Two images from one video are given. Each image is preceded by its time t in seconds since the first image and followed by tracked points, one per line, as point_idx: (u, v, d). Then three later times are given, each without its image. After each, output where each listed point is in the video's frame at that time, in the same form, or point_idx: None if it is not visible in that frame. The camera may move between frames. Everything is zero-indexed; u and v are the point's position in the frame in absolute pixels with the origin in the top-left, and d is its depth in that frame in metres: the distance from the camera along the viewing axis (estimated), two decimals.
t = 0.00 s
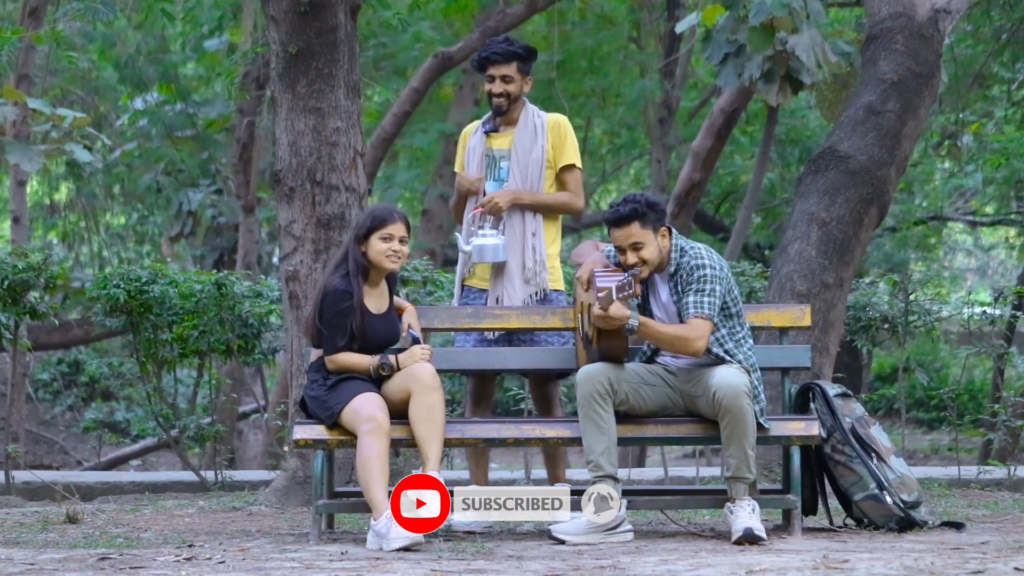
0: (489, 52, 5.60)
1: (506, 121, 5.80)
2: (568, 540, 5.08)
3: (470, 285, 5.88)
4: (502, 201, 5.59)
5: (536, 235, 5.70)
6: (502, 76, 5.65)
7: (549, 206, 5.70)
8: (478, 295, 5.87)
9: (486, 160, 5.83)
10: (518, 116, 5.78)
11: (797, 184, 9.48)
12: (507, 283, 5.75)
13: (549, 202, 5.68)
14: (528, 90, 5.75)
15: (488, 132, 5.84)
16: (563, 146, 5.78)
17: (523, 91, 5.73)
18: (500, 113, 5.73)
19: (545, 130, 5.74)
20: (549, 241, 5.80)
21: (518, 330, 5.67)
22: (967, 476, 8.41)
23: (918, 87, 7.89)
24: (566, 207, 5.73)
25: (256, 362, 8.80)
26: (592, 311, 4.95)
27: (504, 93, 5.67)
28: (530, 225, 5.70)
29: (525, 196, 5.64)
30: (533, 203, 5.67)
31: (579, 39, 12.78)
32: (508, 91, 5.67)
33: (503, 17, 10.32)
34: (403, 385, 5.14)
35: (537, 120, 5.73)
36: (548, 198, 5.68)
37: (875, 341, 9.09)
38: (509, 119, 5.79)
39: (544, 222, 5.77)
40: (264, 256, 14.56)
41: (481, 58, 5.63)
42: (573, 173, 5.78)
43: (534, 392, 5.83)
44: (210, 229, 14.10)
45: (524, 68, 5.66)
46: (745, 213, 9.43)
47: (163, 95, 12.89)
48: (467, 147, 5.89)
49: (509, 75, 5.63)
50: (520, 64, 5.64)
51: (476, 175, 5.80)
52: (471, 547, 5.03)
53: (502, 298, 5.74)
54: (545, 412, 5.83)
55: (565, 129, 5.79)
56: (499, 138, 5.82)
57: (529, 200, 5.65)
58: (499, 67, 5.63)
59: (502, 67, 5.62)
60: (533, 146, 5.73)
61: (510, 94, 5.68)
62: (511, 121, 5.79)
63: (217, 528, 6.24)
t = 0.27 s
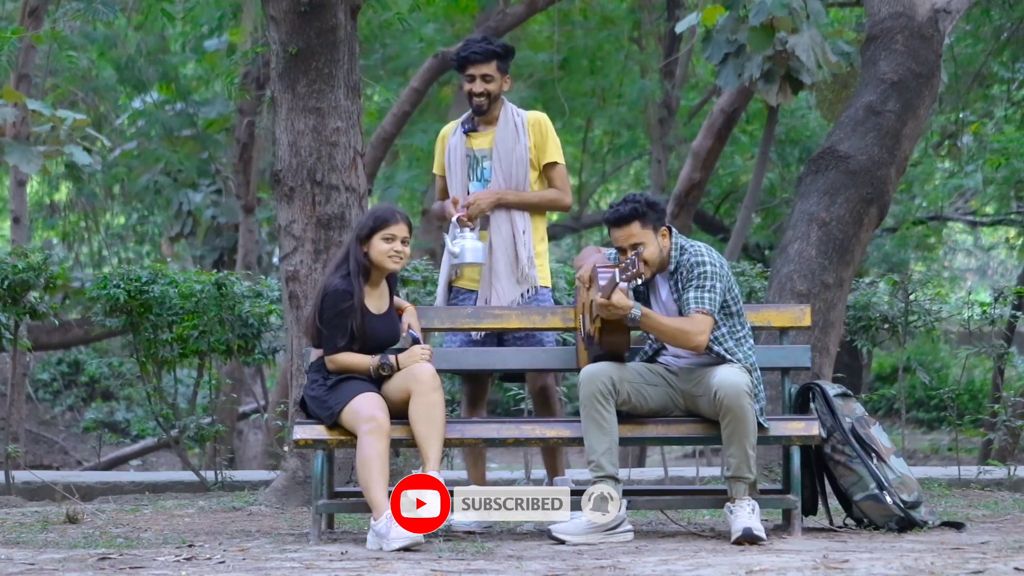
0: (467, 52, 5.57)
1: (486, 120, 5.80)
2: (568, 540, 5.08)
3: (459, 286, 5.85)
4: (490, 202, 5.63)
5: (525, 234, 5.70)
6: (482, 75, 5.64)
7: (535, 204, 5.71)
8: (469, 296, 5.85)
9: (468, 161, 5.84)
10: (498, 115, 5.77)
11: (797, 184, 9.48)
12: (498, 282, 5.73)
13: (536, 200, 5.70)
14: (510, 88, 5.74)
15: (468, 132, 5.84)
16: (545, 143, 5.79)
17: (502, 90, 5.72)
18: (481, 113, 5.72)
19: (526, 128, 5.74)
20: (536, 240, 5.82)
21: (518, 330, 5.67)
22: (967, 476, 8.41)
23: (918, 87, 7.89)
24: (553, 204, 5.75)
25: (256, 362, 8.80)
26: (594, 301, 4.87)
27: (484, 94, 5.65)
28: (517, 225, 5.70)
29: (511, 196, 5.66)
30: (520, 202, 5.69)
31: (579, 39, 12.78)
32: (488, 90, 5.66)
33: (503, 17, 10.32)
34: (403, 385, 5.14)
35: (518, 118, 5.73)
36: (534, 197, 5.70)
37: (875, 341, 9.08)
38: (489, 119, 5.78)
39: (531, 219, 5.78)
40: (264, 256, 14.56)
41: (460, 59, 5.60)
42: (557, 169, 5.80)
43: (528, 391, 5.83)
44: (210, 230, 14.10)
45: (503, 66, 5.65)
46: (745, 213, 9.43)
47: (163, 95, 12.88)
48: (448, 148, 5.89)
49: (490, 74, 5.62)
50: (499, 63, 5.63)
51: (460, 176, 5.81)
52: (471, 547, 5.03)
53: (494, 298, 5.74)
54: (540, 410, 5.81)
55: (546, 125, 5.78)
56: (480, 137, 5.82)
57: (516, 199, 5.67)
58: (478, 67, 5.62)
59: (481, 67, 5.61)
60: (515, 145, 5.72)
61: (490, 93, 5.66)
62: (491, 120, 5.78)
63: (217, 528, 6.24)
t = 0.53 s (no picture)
0: (472, 50, 5.57)
1: (487, 119, 5.80)
2: (568, 540, 5.08)
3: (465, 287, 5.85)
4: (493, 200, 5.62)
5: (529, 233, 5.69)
6: (487, 73, 5.65)
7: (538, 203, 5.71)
8: (476, 298, 5.85)
9: (468, 160, 5.84)
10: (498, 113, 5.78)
11: (797, 184, 9.48)
12: (501, 285, 5.74)
13: (538, 198, 5.70)
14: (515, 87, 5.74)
15: (468, 131, 5.84)
16: (545, 142, 5.80)
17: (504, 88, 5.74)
18: (482, 111, 5.72)
19: (527, 126, 5.74)
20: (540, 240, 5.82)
21: (518, 330, 5.67)
22: (967, 476, 8.41)
23: (918, 87, 7.89)
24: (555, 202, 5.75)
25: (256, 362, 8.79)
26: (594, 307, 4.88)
27: (489, 90, 5.67)
28: (520, 225, 5.69)
29: (515, 195, 5.66)
30: (522, 201, 5.68)
31: (579, 39, 12.78)
32: (492, 88, 5.66)
33: (503, 17, 10.32)
34: (403, 385, 5.14)
35: (519, 116, 5.73)
36: (536, 195, 5.69)
37: (875, 341, 9.08)
38: (490, 117, 5.79)
39: (534, 218, 5.78)
40: (264, 256, 14.57)
41: (463, 56, 5.60)
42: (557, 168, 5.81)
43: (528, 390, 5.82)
44: (210, 230, 14.11)
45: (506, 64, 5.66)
46: (745, 213, 9.43)
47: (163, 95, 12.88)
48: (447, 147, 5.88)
49: (494, 72, 5.63)
50: (502, 62, 5.64)
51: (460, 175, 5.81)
52: (470, 547, 5.03)
53: (501, 299, 5.73)
54: (540, 409, 5.79)
55: (546, 124, 5.80)
56: (480, 136, 5.83)
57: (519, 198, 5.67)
58: (482, 65, 5.62)
59: (485, 65, 5.62)
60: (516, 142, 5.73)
61: (494, 92, 5.68)
62: (492, 119, 5.79)
63: (217, 528, 6.24)
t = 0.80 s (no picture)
0: (484, 52, 5.56)
1: (503, 120, 5.78)
2: (568, 540, 5.07)
3: (483, 289, 5.86)
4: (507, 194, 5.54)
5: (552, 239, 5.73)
6: (499, 75, 5.63)
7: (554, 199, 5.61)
8: (494, 299, 5.85)
9: (484, 162, 5.83)
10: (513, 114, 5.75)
11: (797, 183, 9.47)
12: (517, 286, 5.75)
13: (554, 195, 5.60)
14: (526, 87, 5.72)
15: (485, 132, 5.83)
16: (561, 140, 5.74)
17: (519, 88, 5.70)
18: (496, 113, 5.71)
19: (540, 126, 5.70)
20: (558, 239, 5.79)
21: (519, 330, 5.67)
22: (967, 476, 8.41)
23: (918, 87, 7.89)
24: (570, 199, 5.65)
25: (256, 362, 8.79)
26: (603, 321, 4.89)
27: (501, 92, 5.64)
28: (540, 229, 5.71)
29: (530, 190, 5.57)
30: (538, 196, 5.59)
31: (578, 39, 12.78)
32: (505, 90, 5.64)
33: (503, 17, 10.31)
34: (403, 385, 5.14)
35: (533, 117, 5.70)
36: (552, 190, 5.59)
37: (875, 341, 9.08)
38: (505, 118, 5.76)
39: (552, 220, 5.77)
40: (264, 256, 14.57)
41: (476, 59, 5.59)
42: (571, 164, 5.72)
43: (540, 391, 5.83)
44: (210, 230, 14.11)
45: (519, 66, 5.64)
46: (745, 213, 9.43)
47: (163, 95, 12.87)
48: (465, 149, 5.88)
49: (506, 73, 5.61)
50: (515, 63, 5.61)
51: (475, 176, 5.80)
52: (471, 547, 5.03)
53: (517, 299, 5.74)
54: (551, 411, 5.80)
55: (560, 122, 5.74)
56: (496, 138, 5.81)
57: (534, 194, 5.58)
58: (493, 66, 5.60)
59: (498, 67, 5.60)
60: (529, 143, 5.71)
61: (507, 93, 5.66)
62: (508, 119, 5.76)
63: (217, 528, 6.24)
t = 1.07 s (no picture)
0: (492, 56, 5.55)
1: (519, 122, 5.75)
2: (568, 540, 5.07)
3: (497, 291, 5.87)
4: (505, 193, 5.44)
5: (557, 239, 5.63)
6: (508, 79, 5.60)
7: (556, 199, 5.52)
8: (507, 300, 5.86)
9: (501, 163, 5.82)
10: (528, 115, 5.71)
11: (797, 183, 9.47)
12: (522, 287, 5.72)
13: (557, 196, 5.51)
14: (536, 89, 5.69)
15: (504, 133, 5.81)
16: (573, 141, 5.65)
17: (531, 90, 5.66)
18: (509, 115, 5.69)
19: (551, 127, 5.64)
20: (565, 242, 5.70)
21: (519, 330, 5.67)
22: (967, 476, 8.41)
23: (918, 87, 7.89)
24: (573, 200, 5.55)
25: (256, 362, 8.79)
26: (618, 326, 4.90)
27: (510, 96, 5.62)
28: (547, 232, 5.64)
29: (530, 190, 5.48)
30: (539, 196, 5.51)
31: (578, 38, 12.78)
32: (515, 93, 5.61)
33: (503, 17, 10.31)
34: (403, 385, 5.14)
35: (544, 119, 5.65)
36: (555, 191, 5.50)
37: (875, 341, 9.08)
38: (520, 119, 5.73)
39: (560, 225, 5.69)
40: (265, 256, 14.57)
41: (486, 63, 5.59)
42: (579, 166, 5.62)
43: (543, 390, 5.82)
44: (210, 230, 14.11)
45: (528, 68, 5.59)
46: (745, 213, 9.43)
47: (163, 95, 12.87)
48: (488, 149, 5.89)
49: (514, 77, 5.57)
50: (524, 65, 5.57)
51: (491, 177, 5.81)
52: (471, 547, 5.03)
53: (523, 299, 5.72)
54: (557, 412, 5.79)
55: (575, 124, 5.65)
56: (513, 139, 5.78)
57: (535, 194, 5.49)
58: (502, 70, 5.58)
59: (507, 70, 5.57)
60: (538, 145, 5.67)
61: (518, 96, 5.62)
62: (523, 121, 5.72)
63: (217, 528, 6.24)
